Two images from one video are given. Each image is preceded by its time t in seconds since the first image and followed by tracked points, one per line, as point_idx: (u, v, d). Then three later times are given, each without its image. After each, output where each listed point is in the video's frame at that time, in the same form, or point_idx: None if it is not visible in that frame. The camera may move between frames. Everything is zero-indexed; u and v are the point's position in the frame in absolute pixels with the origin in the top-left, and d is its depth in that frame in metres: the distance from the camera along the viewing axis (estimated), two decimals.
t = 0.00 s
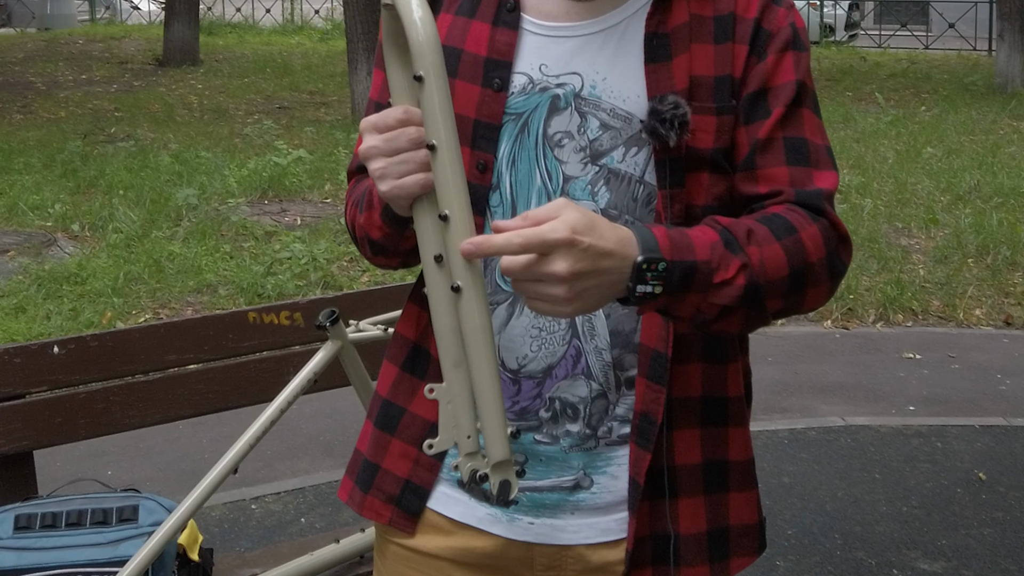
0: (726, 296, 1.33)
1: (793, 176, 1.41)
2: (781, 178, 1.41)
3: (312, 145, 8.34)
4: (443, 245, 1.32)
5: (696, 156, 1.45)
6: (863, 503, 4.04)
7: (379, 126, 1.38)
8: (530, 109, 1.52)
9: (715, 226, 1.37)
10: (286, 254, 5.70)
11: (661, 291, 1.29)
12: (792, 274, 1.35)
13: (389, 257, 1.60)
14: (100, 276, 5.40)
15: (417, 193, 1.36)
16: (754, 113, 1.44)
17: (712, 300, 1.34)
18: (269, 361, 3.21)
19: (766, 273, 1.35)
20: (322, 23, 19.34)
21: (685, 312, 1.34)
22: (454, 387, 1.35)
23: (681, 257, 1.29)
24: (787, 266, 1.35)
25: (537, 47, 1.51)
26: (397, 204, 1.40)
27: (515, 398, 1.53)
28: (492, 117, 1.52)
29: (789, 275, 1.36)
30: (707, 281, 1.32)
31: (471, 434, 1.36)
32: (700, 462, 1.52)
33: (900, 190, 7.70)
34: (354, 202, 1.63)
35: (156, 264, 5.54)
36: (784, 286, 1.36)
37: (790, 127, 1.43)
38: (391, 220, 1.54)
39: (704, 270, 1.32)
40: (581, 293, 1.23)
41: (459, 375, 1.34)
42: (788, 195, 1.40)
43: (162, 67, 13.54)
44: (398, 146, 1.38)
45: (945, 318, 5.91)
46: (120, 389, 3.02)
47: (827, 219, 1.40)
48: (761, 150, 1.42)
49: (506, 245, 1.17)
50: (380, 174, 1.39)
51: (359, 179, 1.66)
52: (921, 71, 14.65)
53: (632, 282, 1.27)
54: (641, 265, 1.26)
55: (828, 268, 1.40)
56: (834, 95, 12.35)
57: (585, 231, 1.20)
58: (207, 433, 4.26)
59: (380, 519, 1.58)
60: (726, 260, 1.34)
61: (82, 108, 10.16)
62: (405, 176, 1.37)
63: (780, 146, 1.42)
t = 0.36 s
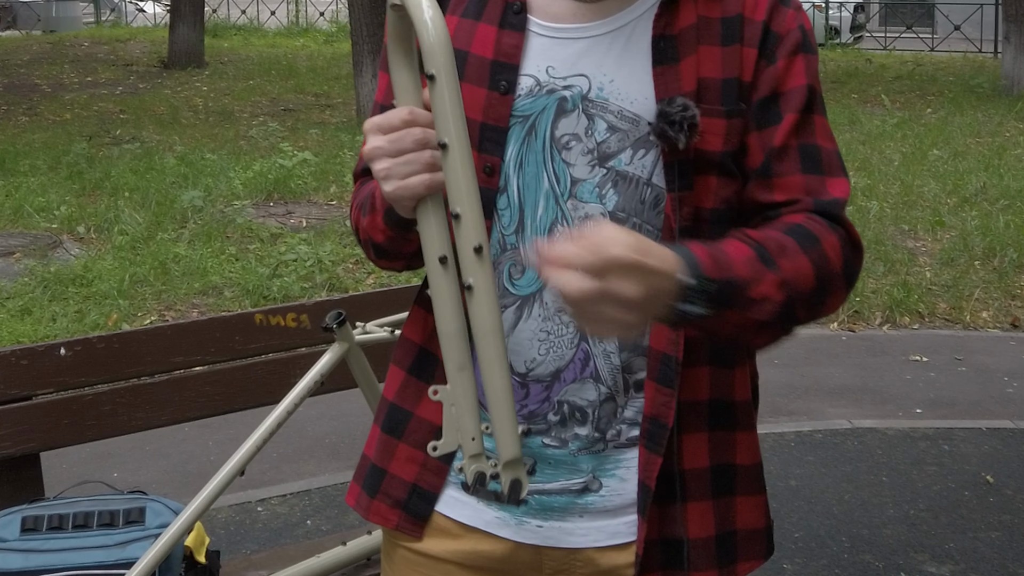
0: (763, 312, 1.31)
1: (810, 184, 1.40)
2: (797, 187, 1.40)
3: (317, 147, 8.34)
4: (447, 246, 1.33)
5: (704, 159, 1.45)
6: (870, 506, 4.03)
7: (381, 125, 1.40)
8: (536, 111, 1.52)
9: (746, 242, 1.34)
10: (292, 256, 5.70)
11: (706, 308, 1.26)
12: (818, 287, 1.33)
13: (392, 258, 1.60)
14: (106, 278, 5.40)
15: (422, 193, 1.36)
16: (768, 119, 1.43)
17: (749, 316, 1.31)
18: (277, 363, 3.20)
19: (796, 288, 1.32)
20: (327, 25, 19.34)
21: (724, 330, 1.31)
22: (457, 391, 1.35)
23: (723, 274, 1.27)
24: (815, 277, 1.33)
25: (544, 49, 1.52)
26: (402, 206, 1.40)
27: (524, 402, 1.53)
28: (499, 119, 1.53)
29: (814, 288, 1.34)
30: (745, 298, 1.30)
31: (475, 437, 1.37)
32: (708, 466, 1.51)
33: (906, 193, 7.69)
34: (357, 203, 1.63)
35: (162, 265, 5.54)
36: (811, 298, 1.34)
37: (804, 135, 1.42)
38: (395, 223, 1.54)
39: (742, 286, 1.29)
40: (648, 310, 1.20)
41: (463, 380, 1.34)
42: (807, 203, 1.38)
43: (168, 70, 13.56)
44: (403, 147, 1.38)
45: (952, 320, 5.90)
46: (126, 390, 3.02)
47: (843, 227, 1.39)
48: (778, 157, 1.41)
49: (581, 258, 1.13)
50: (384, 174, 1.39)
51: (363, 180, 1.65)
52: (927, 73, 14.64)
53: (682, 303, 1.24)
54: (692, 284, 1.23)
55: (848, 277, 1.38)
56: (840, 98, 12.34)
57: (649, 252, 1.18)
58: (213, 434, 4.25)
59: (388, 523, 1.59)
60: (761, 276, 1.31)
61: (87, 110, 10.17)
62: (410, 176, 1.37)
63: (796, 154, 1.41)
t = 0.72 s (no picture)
0: (767, 262, 1.35)
1: (839, 191, 1.42)
2: (828, 192, 1.42)
3: (323, 147, 8.33)
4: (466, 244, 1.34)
5: (726, 170, 1.46)
6: (881, 508, 4.02)
7: (399, 126, 1.38)
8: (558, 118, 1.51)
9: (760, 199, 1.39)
10: (299, 256, 5.70)
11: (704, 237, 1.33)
12: (832, 268, 1.36)
13: (415, 257, 1.61)
14: (114, 278, 5.39)
15: (443, 193, 1.35)
16: (798, 130, 1.45)
17: (756, 263, 1.36)
18: (289, 363, 3.19)
19: (805, 252, 1.36)
20: (332, 25, 19.32)
21: (729, 273, 1.37)
22: (482, 387, 1.34)
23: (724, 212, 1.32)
24: (830, 255, 1.36)
25: (566, 56, 1.52)
26: (418, 205, 1.37)
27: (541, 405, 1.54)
28: (519, 126, 1.53)
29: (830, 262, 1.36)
30: (751, 244, 1.35)
31: (500, 435, 1.34)
32: (722, 475, 1.52)
33: (914, 193, 7.68)
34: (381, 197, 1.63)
35: (169, 266, 5.53)
36: (825, 277, 1.37)
37: (835, 147, 1.44)
38: (413, 228, 1.55)
39: (750, 230, 1.35)
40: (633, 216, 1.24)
41: (489, 374, 1.33)
42: (836, 202, 1.41)
43: (172, 69, 13.54)
44: (424, 147, 1.36)
45: (961, 321, 5.89)
46: (140, 391, 3.00)
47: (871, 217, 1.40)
48: (807, 169, 1.43)
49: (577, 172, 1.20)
50: (405, 173, 1.36)
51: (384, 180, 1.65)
52: (932, 73, 14.64)
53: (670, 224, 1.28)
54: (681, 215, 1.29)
55: (871, 279, 1.40)
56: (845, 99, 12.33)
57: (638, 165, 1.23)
58: (222, 435, 4.25)
59: (405, 518, 1.60)
60: (771, 225, 1.36)
61: (92, 110, 10.16)
62: (431, 174, 1.35)
63: (825, 165, 1.43)
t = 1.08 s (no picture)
0: (827, 342, 1.26)
1: (880, 200, 1.34)
2: (870, 204, 1.34)
3: (329, 147, 8.32)
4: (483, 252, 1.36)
5: (751, 175, 1.43)
6: (893, 511, 4.01)
7: (417, 131, 1.39)
8: (582, 123, 1.50)
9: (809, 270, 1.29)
10: (307, 257, 5.69)
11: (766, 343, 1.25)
12: (889, 311, 1.27)
13: (440, 262, 1.60)
14: (122, 279, 5.38)
15: (460, 200, 1.37)
16: (831, 136, 1.39)
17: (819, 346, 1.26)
18: (303, 366, 3.18)
19: (864, 312, 1.26)
20: (336, 25, 19.32)
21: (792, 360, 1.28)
22: (497, 393, 1.36)
23: (779, 310, 1.25)
24: (883, 300, 1.27)
25: (592, 61, 1.50)
26: (437, 211, 1.40)
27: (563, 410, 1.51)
28: (545, 131, 1.52)
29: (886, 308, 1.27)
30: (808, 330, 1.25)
31: (514, 441, 1.36)
32: (747, 485, 1.48)
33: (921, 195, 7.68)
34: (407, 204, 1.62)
35: (177, 266, 5.52)
36: (881, 324, 1.28)
37: (871, 150, 1.37)
38: (435, 232, 1.55)
39: (803, 318, 1.25)
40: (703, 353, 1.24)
41: (504, 380, 1.35)
42: (879, 219, 1.33)
43: (177, 69, 13.53)
44: (441, 154, 1.37)
45: (970, 323, 5.89)
46: (156, 395, 2.98)
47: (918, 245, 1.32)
48: (846, 177, 1.36)
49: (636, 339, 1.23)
50: (422, 180, 1.38)
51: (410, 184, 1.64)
52: (937, 74, 14.63)
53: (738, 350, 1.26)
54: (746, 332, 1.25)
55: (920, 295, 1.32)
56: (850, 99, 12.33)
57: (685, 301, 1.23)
58: (232, 437, 4.25)
59: (427, 522, 1.58)
60: (822, 303, 1.26)
61: (98, 110, 10.15)
62: (447, 181, 1.37)
63: (865, 172, 1.36)
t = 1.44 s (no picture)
0: (830, 288, 1.28)
1: (890, 203, 1.35)
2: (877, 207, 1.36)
3: (333, 148, 8.32)
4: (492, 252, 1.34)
5: (771, 181, 1.39)
6: (900, 513, 4.01)
7: (429, 132, 1.38)
8: (599, 129, 1.49)
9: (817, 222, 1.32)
10: (311, 258, 5.68)
11: (768, 264, 1.26)
12: (894, 285, 1.29)
13: (456, 266, 1.60)
14: (127, 280, 5.37)
15: (468, 201, 1.36)
16: (846, 140, 1.38)
17: (818, 294, 1.29)
18: (313, 370, 3.18)
19: (869, 273, 1.29)
20: (337, 25, 19.32)
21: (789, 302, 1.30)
22: (501, 395, 1.32)
23: (786, 242, 1.26)
24: (889, 271, 1.29)
25: (606, 67, 1.48)
26: (445, 212, 1.39)
27: (580, 417, 1.50)
28: (561, 138, 1.50)
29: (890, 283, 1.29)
30: (811, 269, 1.28)
31: (518, 445, 1.33)
32: (773, 494, 1.48)
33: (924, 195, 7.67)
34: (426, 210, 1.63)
35: (182, 268, 5.52)
36: (883, 294, 1.30)
37: (884, 158, 1.36)
38: (449, 238, 1.54)
39: (808, 260, 1.28)
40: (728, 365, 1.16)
41: (508, 383, 1.32)
42: (889, 215, 1.34)
43: (179, 70, 13.52)
44: (450, 154, 1.37)
45: (974, 325, 5.89)
46: (165, 396, 2.96)
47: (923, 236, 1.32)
48: (858, 182, 1.36)
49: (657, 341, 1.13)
50: (431, 182, 1.37)
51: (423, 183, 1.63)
52: (940, 74, 14.63)
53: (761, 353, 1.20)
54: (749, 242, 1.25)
55: (927, 291, 1.32)
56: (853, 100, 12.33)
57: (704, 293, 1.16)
58: (238, 439, 4.25)
59: (444, 530, 1.58)
60: (829, 252, 1.29)
61: (101, 111, 10.14)
62: (456, 183, 1.36)
63: (876, 179, 1.36)
